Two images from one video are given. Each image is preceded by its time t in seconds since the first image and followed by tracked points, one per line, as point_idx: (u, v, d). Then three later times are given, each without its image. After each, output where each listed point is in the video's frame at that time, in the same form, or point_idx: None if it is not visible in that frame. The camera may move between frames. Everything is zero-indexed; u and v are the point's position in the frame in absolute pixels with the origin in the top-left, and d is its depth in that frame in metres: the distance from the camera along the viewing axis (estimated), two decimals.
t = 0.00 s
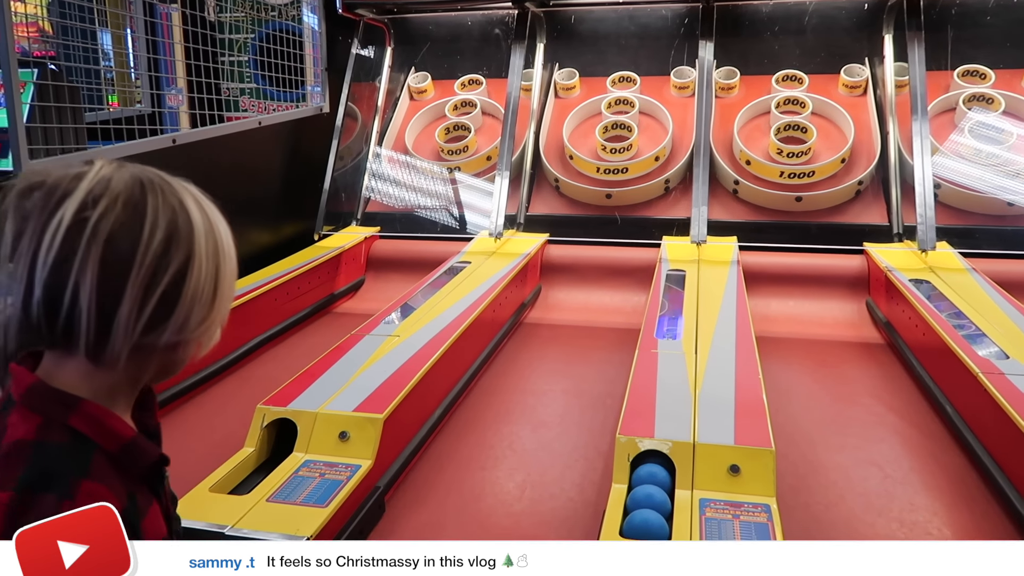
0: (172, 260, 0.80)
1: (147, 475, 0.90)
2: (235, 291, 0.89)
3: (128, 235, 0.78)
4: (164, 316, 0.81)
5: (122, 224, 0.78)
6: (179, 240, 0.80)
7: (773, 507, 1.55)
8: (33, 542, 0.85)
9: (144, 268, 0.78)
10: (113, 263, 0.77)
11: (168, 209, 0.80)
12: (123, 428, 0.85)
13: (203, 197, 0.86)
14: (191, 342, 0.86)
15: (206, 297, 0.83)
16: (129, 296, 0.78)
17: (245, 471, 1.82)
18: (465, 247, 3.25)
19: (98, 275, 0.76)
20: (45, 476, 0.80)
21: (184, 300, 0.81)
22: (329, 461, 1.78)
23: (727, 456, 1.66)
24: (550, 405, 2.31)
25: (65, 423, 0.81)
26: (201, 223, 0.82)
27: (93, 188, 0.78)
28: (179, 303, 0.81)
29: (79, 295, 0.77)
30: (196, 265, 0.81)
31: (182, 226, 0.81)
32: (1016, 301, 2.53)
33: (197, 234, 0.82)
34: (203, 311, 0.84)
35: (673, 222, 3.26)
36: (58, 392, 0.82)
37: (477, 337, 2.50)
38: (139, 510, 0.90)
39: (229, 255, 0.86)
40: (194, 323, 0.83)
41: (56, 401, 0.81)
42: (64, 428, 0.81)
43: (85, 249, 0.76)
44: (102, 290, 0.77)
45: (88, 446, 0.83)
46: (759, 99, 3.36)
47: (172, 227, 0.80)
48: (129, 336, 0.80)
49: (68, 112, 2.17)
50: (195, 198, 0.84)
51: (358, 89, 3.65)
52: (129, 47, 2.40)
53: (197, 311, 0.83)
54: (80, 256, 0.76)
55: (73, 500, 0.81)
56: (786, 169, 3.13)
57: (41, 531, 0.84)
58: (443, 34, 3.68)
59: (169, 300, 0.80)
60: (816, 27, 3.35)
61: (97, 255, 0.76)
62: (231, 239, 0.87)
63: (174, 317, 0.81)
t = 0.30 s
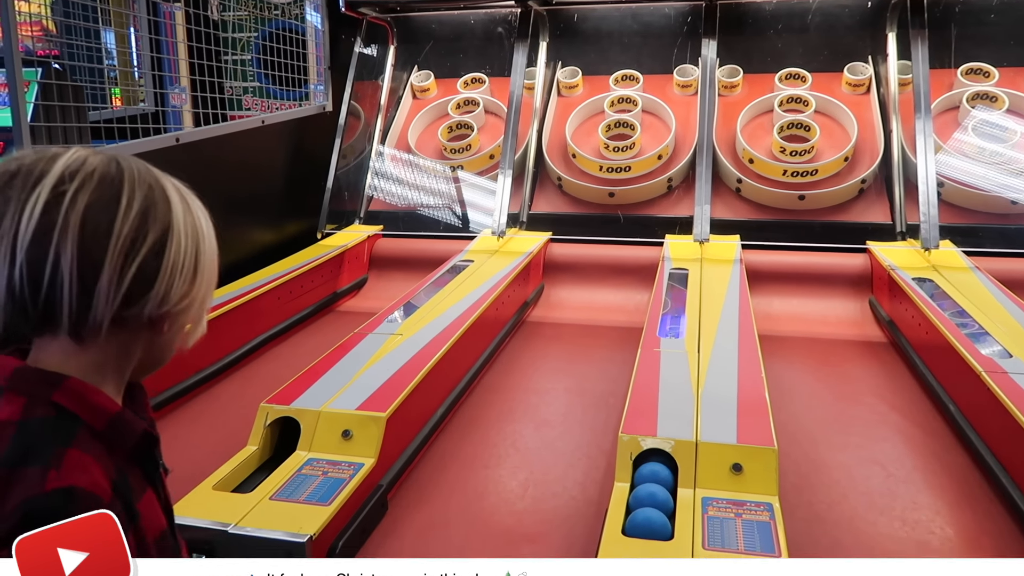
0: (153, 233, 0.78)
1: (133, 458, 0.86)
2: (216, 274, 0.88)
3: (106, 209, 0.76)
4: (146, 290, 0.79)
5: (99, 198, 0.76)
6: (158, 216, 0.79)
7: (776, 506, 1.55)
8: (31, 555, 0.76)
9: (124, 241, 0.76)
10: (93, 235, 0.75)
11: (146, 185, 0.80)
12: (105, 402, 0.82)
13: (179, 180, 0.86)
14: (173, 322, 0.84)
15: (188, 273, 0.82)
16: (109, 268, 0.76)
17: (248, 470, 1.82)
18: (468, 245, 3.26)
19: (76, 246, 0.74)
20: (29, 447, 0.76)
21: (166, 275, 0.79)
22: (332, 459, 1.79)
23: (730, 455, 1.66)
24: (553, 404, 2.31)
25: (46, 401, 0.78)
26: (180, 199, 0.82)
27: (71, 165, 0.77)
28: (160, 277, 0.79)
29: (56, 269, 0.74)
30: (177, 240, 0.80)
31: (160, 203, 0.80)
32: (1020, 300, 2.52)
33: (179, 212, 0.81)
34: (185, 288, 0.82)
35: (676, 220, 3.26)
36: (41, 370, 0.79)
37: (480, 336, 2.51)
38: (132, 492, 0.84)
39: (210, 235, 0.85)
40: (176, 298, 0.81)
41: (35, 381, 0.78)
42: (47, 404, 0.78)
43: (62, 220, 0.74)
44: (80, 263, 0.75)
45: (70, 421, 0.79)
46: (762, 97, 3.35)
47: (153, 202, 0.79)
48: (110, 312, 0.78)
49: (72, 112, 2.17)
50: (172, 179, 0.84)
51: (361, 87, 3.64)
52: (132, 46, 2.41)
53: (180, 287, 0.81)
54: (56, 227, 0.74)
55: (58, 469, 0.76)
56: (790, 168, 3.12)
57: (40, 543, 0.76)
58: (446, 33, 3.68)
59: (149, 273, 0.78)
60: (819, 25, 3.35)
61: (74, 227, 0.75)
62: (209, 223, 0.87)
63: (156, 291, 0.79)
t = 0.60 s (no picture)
0: (151, 236, 0.76)
1: (134, 476, 0.83)
2: (230, 275, 0.85)
3: (99, 213, 0.75)
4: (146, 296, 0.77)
5: (92, 201, 0.75)
6: (158, 219, 0.77)
7: (796, 508, 1.54)
8: None
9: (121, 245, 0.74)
10: (86, 241, 0.74)
11: (144, 188, 0.78)
12: (104, 418, 0.80)
13: (185, 179, 0.83)
14: (183, 327, 0.82)
15: (194, 277, 0.79)
16: (105, 274, 0.74)
17: (267, 467, 1.83)
18: (484, 244, 3.26)
19: (69, 254, 0.73)
20: (21, 465, 0.76)
21: (167, 281, 0.77)
22: (351, 457, 1.79)
23: (749, 455, 1.65)
24: (569, 403, 2.31)
25: (44, 414, 0.78)
26: (182, 201, 0.79)
27: (67, 169, 0.76)
28: (161, 282, 0.77)
29: (50, 277, 0.73)
30: (178, 242, 0.78)
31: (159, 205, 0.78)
32: None
33: (181, 215, 0.79)
34: (191, 292, 0.80)
35: (692, 220, 3.25)
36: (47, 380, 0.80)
37: (497, 335, 2.51)
38: (128, 510, 0.83)
39: (219, 237, 0.82)
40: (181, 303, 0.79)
41: (39, 391, 0.79)
42: (45, 417, 0.78)
43: (53, 228, 0.73)
44: (74, 270, 0.73)
45: (65, 436, 0.78)
46: (780, 96, 3.33)
47: (150, 206, 0.77)
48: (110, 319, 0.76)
49: (93, 109, 2.19)
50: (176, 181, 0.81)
51: (378, 87, 3.63)
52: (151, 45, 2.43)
53: (185, 292, 0.79)
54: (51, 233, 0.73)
55: (43, 491, 0.75)
56: (808, 168, 3.10)
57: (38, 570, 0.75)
58: (462, 31, 3.69)
59: (148, 279, 0.76)
60: (838, 23, 3.35)
61: (65, 234, 0.73)
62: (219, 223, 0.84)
63: (156, 296, 0.77)
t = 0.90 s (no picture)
0: (106, 345, 0.67)
1: None
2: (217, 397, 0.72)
3: (52, 327, 0.66)
4: (101, 413, 0.67)
5: (47, 297, 0.67)
6: (118, 325, 0.67)
7: (814, 508, 1.53)
8: None
9: (69, 355, 0.66)
10: (39, 343, 0.66)
11: (113, 286, 0.68)
12: (43, 531, 0.75)
13: (186, 272, 0.73)
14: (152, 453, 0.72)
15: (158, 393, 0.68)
16: (52, 396, 0.66)
17: (283, 464, 1.84)
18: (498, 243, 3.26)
19: (17, 366, 0.67)
20: None
21: (120, 398, 0.67)
22: (367, 454, 1.80)
23: (766, 455, 1.64)
24: (584, 402, 2.31)
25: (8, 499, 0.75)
26: (154, 316, 0.69)
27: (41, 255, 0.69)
28: (112, 405, 0.67)
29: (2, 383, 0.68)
30: (138, 355, 0.67)
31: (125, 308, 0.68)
32: None
33: (151, 320, 0.68)
34: (158, 411, 0.68)
35: (708, 219, 3.23)
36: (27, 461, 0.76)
37: (511, 334, 2.51)
38: None
39: (207, 344, 0.71)
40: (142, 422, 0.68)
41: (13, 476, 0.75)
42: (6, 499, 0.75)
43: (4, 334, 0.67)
44: (26, 372, 0.67)
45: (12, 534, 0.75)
46: (797, 94, 3.30)
47: (113, 309, 0.68)
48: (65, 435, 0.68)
49: (112, 109, 2.21)
50: (165, 274, 0.71)
51: (393, 86, 3.64)
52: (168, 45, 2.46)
53: (144, 425, 0.68)
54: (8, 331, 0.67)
55: None
56: (825, 166, 3.09)
57: None
58: (477, 30, 3.69)
59: (96, 406, 0.67)
60: (856, 21, 3.34)
61: (15, 343, 0.67)
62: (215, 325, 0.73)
63: (109, 414, 0.67)
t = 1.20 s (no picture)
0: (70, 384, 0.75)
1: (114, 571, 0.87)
2: (170, 436, 0.76)
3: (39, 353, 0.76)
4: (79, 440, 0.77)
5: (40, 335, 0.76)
6: (80, 366, 0.74)
7: (823, 503, 1.53)
8: None
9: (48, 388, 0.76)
10: (36, 372, 0.77)
11: (83, 326, 0.75)
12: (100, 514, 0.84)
13: (153, 311, 0.77)
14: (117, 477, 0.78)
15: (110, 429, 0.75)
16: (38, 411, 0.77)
17: (292, 457, 1.84)
18: (506, 238, 3.26)
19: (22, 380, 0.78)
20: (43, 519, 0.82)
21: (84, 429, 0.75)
22: (375, 448, 1.80)
23: (775, 450, 1.64)
24: (591, 397, 2.31)
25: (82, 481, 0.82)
26: (107, 353, 0.74)
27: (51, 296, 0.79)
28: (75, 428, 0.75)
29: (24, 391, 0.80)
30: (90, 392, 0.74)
31: (90, 348, 0.75)
32: None
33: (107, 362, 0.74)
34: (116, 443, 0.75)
35: (717, 214, 3.21)
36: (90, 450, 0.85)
37: (519, 329, 2.51)
38: None
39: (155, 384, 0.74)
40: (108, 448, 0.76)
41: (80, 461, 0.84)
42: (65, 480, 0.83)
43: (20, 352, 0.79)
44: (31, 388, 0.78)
45: (76, 508, 0.83)
46: (806, 89, 3.29)
47: (77, 349, 0.75)
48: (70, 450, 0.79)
49: (121, 104, 2.22)
50: (129, 315, 0.76)
51: (400, 81, 3.66)
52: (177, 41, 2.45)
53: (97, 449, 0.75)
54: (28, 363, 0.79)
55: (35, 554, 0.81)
56: (834, 161, 3.07)
57: None
58: (486, 26, 3.71)
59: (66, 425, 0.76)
60: (866, 15, 3.33)
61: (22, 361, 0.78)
62: (169, 366, 0.75)
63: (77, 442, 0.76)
